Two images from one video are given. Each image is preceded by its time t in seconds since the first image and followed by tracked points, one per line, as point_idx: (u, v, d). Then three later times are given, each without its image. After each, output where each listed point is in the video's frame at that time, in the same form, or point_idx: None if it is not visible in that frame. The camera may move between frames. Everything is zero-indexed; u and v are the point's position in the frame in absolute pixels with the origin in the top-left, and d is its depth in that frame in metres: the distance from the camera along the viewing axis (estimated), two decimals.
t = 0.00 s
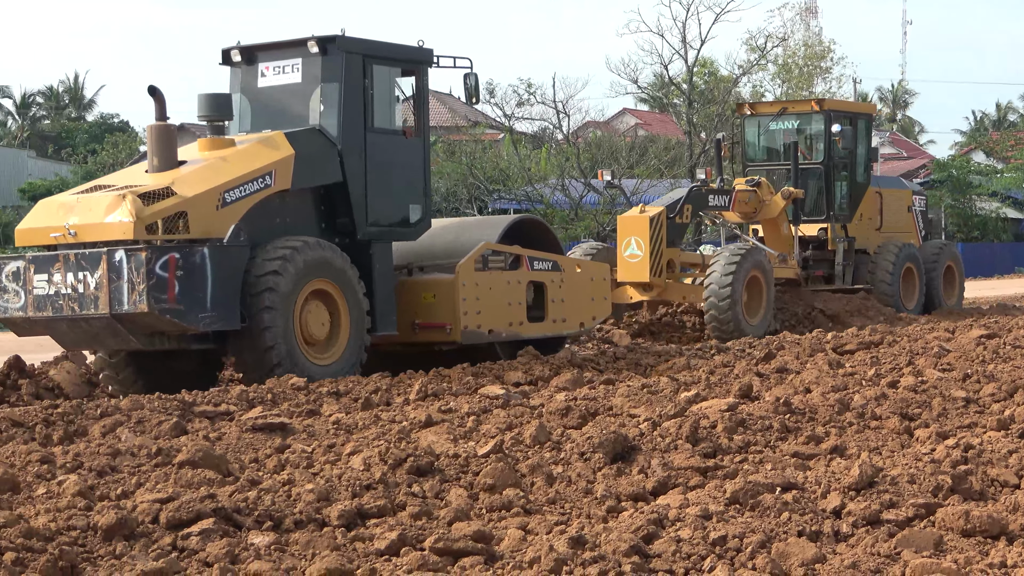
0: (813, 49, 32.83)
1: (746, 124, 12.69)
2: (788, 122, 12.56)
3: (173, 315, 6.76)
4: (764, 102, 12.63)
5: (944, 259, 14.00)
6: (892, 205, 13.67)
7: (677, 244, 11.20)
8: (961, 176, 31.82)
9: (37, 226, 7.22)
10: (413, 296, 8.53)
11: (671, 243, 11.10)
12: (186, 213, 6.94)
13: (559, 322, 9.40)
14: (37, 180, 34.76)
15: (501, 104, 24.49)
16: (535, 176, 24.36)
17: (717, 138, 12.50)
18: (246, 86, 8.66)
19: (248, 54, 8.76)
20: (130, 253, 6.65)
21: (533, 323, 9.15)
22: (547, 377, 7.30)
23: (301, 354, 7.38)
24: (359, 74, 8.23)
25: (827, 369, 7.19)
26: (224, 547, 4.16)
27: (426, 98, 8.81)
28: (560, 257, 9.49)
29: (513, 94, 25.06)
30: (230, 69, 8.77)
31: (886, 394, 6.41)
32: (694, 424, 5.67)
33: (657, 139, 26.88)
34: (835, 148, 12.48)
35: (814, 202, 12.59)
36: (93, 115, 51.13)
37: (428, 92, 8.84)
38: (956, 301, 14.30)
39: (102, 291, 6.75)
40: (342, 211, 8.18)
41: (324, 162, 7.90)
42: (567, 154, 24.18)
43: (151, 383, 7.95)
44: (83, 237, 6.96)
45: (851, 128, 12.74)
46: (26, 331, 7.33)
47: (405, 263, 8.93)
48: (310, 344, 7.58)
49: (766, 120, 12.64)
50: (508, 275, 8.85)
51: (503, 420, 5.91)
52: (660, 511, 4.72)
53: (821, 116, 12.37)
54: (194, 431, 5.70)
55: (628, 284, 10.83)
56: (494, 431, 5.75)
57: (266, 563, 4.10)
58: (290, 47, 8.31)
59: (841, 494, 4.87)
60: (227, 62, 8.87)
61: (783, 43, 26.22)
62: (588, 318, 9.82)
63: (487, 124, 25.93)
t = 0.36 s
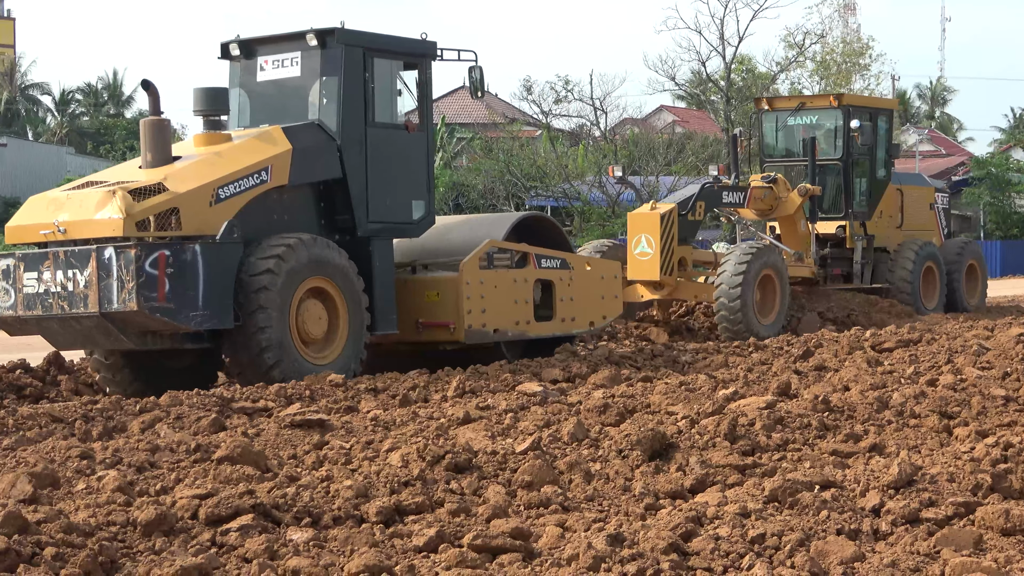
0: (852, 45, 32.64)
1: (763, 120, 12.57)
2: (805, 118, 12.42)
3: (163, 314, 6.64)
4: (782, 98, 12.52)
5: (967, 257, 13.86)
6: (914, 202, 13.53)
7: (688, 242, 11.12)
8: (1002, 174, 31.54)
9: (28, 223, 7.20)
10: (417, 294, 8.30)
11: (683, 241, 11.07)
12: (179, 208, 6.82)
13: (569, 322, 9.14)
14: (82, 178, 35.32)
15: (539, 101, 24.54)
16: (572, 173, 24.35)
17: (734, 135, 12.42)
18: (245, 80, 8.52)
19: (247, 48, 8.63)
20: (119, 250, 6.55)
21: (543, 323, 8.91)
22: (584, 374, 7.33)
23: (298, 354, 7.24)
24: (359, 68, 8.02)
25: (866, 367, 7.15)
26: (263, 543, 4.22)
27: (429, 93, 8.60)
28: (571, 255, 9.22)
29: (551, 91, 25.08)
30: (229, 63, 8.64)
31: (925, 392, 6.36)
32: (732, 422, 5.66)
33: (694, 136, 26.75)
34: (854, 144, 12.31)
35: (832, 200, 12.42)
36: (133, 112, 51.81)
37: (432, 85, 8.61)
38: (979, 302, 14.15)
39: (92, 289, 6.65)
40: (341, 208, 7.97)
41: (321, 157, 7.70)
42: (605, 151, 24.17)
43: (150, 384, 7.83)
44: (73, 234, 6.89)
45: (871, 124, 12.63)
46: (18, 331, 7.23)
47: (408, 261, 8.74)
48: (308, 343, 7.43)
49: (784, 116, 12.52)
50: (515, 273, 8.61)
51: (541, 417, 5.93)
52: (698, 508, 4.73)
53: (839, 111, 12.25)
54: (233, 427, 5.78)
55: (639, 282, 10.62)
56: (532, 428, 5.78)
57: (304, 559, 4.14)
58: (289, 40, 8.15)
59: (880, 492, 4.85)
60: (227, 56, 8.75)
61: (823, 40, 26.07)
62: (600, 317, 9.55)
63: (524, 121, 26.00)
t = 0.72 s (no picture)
0: (891, 44, 32.43)
1: (779, 116, 12.49)
2: (823, 114, 12.28)
3: (150, 312, 6.55)
4: (799, 94, 12.39)
5: (987, 258, 13.68)
6: (933, 200, 13.39)
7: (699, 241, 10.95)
8: None
9: (14, 218, 7.02)
10: (418, 293, 8.16)
11: (694, 240, 10.87)
12: (171, 204, 6.71)
13: (575, 322, 8.99)
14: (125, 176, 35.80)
15: (577, 99, 24.56)
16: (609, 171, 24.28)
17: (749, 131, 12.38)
18: (245, 73, 8.43)
19: (247, 41, 8.52)
20: (107, 246, 6.49)
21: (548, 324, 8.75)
22: (622, 371, 7.37)
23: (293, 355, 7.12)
24: (360, 61, 7.95)
25: (904, 366, 7.11)
26: (300, 539, 4.27)
27: (432, 86, 8.52)
28: (578, 254, 9.06)
29: (588, 89, 25.08)
30: (228, 56, 8.53)
31: (964, 391, 6.31)
32: (770, 421, 5.66)
33: (731, 134, 26.63)
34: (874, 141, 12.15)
35: (850, 198, 12.27)
36: (170, 112, 52.44)
37: (434, 80, 8.54)
38: (1000, 304, 13.96)
39: (79, 287, 6.58)
40: (341, 205, 7.86)
41: (321, 152, 7.62)
42: (642, 149, 24.12)
43: (146, 383, 7.82)
44: (61, 230, 6.76)
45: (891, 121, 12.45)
46: (6, 329, 7.13)
47: (413, 260, 8.60)
48: (304, 344, 7.30)
49: (801, 112, 12.40)
50: (520, 273, 8.46)
51: (578, 415, 5.95)
52: (736, 507, 4.73)
53: (859, 107, 12.07)
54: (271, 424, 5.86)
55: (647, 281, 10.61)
56: (569, 426, 5.80)
57: (342, 556, 4.19)
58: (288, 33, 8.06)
59: (918, 492, 4.82)
60: (227, 50, 8.65)
61: (863, 37, 25.88)
62: (608, 317, 9.41)
63: (562, 118, 26.03)
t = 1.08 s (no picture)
0: (934, 43, 31.86)
1: (801, 113, 12.33)
2: (846, 111, 12.15)
3: (140, 313, 6.48)
4: (822, 90, 12.26)
5: (1015, 259, 13.40)
6: (956, 200, 13.18)
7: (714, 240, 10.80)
8: None
9: (8, 215, 6.92)
10: (422, 292, 8.06)
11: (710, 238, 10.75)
12: (166, 202, 6.65)
13: (585, 322, 8.86)
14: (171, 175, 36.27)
15: (619, 97, 24.54)
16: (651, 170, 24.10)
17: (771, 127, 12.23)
18: (249, 66, 8.33)
19: (249, 33, 8.40)
20: (98, 246, 6.39)
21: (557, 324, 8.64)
22: (665, 370, 7.42)
23: (289, 357, 7.04)
24: (365, 56, 7.81)
25: (947, 366, 7.06)
26: (342, 537, 4.33)
27: (439, 81, 8.36)
28: (588, 252, 8.93)
29: (630, 87, 25.03)
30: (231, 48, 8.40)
31: (1008, 392, 6.25)
32: (812, 420, 5.64)
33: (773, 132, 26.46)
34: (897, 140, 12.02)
35: (873, 197, 12.15)
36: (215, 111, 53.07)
37: (442, 74, 8.39)
38: None
39: (71, 286, 6.48)
40: (344, 202, 7.78)
41: (323, 149, 7.52)
42: (683, 149, 24.30)
43: (143, 383, 7.72)
44: (54, 228, 6.67)
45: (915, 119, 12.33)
46: None
47: (417, 257, 8.49)
48: (302, 345, 7.22)
49: (824, 109, 12.25)
50: (527, 272, 8.35)
51: (619, 414, 5.98)
52: (778, 507, 4.73)
53: (882, 105, 11.94)
54: (312, 421, 5.93)
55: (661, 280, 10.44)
56: (611, 425, 5.83)
57: (384, 553, 4.25)
58: (291, 27, 7.93)
59: (961, 493, 4.81)
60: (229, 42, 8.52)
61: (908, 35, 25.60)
62: (619, 318, 9.25)
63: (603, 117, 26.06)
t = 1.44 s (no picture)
0: (977, 42, 31.54)
1: (825, 109, 12.20)
2: (870, 108, 12.02)
3: (128, 313, 6.32)
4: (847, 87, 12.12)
5: None
6: (983, 199, 13.03)
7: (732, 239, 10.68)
8: None
9: None
10: (423, 290, 7.90)
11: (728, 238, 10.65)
12: (155, 199, 6.54)
13: (590, 321, 8.69)
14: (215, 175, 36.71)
15: (659, 96, 24.48)
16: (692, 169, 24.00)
17: (794, 123, 12.07)
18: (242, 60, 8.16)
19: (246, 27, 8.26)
20: (85, 244, 6.24)
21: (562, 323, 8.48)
22: (705, 369, 7.43)
23: (284, 359, 6.90)
24: (364, 51, 7.65)
25: (988, 366, 7.01)
26: (382, 534, 4.38)
27: (442, 76, 8.17)
28: (595, 250, 8.75)
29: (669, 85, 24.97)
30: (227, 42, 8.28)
31: None
32: (853, 420, 5.63)
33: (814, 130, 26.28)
34: (921, 139, 11.94)
35: (897, 196, 12.03)
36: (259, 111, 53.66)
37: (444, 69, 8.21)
38: None
39: (58, 285, 6.34)
40: (343, 200, 7.63)
41: (321, 146, 7.38)
42: (726, 148, 24.06)
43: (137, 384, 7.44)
44: (40, 225, 6.54)
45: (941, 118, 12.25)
46: None
47: (416, 255, 8.35)
48: (297, 347, 7.08)
49: (848, 106, 12.12)
50: (529, 270, 8.18)
51: (660, 412, 6.00)
52: (818, 507, 4.73)
53: (907, 103, 11.85)
54: (352, 418, 6.01)
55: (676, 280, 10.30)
56: (651, 423, 5.85)
57: (423, 551, 4.31)
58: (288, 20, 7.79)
59: (1003, 494, 4.79)
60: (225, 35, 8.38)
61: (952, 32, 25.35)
62: (630, 317, 9.08)
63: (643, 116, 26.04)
